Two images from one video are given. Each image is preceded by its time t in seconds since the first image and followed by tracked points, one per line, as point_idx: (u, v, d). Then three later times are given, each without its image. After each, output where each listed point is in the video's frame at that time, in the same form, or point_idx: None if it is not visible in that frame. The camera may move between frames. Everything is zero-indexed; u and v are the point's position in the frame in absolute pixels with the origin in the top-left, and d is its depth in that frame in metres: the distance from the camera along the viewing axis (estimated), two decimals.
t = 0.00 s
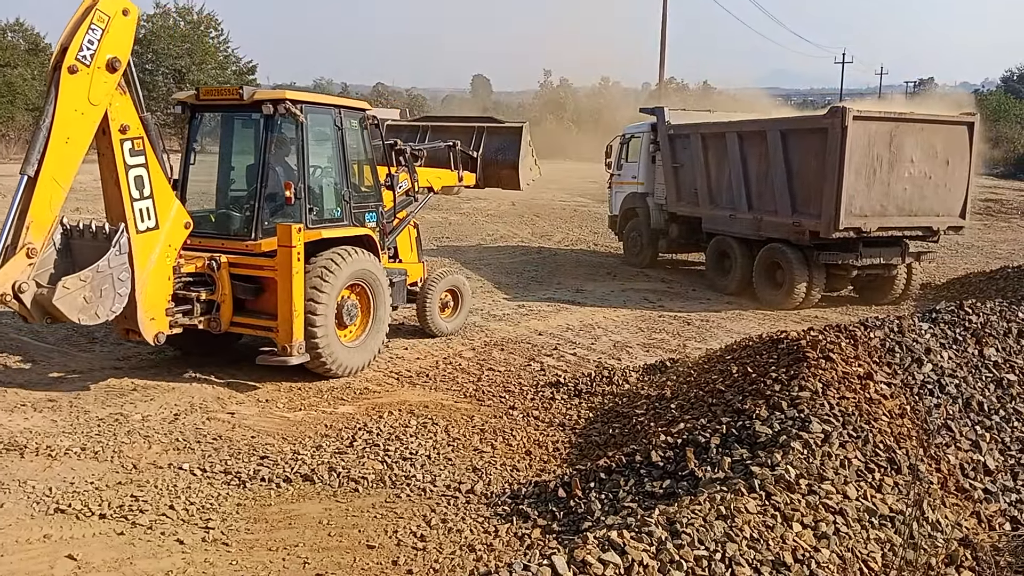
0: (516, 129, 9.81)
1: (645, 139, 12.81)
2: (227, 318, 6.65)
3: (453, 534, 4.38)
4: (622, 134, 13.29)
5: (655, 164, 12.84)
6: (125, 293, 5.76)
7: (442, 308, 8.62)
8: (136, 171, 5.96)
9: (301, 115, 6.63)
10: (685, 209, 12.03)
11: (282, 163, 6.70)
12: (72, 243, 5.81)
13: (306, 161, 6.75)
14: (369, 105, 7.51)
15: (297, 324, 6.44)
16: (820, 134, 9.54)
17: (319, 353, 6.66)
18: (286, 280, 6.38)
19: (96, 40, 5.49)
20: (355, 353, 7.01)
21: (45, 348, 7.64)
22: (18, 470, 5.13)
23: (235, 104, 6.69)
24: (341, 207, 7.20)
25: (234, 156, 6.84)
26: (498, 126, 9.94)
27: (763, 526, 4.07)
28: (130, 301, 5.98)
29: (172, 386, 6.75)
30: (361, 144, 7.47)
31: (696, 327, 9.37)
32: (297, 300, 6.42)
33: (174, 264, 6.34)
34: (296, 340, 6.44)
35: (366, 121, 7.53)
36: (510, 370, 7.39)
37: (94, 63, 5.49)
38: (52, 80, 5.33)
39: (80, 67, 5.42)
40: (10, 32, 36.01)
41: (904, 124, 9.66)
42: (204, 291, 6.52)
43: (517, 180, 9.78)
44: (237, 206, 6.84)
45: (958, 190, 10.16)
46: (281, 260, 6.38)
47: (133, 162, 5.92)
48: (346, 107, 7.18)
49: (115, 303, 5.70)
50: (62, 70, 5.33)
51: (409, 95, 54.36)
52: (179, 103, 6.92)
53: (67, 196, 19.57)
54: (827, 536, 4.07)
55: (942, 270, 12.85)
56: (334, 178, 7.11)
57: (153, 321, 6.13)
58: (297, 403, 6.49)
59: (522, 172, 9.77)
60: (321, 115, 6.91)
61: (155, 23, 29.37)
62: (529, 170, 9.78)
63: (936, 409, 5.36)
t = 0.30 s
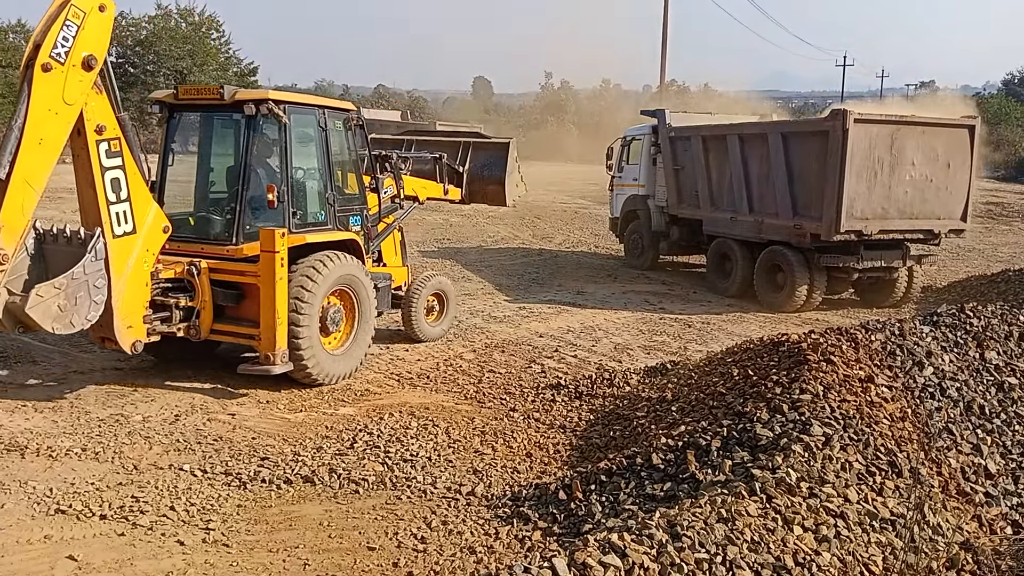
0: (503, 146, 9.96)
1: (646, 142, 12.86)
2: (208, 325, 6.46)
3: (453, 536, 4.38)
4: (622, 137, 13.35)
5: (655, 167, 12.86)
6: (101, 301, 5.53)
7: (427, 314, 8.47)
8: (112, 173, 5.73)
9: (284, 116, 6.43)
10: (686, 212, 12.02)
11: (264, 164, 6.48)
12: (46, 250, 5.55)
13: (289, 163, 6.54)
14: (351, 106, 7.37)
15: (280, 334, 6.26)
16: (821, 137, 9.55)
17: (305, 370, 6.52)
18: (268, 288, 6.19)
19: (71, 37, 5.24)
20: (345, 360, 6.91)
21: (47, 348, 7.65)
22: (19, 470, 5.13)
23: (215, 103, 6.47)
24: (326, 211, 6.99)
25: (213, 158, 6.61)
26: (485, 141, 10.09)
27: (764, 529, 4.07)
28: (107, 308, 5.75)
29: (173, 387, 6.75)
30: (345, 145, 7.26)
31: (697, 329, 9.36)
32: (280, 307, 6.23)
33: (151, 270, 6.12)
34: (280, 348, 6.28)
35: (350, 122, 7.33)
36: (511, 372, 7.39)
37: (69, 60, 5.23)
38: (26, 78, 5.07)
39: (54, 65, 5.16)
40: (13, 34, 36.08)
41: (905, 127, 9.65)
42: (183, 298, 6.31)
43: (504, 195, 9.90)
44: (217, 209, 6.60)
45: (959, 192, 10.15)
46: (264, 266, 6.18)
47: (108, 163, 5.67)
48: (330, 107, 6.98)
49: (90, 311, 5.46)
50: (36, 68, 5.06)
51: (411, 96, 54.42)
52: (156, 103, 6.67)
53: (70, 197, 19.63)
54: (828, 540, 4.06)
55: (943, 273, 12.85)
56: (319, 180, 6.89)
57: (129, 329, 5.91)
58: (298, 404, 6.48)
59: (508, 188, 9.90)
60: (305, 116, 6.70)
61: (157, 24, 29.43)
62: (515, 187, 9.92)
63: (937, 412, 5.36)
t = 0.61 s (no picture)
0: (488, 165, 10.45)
1: (649, 146, 12.87)
2: (189, 334, 6.27)
3: (454, 541, 4.38)
4: (623, 142, 13.36)
5: (658, 171, 12.87)
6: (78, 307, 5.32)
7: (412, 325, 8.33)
8: (91, 175, 5.51)
9: (269, 118, 6.31)
10: (688, 217, 12.04)
11: (248, 167, 6.36)
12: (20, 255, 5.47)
13: (275, 166, 6.43)
14: (338, 108, 7.25)
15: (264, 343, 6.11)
16: (823, 142, 9.55)
17: (289, 379, 6.35)
18: (252, 296, 6.05)
19: (49, 33, 5.04)
20: (331, 370, 6.73)
21: (49, 352, 7.67)
22: (20, 474, 5.13)
23: (198, 104, 6.33)
24: (311, 215, 6.89)
25: (195, 160, 6.47)
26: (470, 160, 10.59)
27: (765, 534, 4.06)
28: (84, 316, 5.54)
29: (173, 391, 6.75)
30: (331, 148, 7.15)
31: (698, 334, 9.36)
32: (264, 316, 6.08)
33: (131, 276, 5.91)
34: (264, 357, 6.13)
35: (336, 125, 7.22)
36: (512, 376, 7.39)
37: (47, 57, 5.02)
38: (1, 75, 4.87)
39: (31, 62, 4.95)
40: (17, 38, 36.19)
41: (907, 132, 9.66)
42: (164, 305, 6.12)
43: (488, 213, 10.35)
44: (199, 213, 6.47)
45: (961, 198, 10.15)
46: (247, 273, 6.04)
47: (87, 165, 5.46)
48: (317, 108, 6.87)
49: (66, 318, 5.25)
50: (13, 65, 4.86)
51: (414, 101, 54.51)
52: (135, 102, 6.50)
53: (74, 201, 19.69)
54: (829, 545, 4.06)
55: (945, 278, 12.84)
56: (303, 184, 6.80)
57: (107, 338, 5.71)
58: (299, 408, 6.49)
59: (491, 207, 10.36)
60: (291, 118, 6.59)
61: (161, 28, 29.51)
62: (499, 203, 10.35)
63: (939, 418, 5.36)
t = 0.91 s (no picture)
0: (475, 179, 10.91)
1: (652, 150, 12.85)
2: (170, 343, 6.13)
3: (455, 544, 4.38)
4: (626, 145, 13.36)
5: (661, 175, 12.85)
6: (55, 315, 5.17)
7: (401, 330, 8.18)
8: (68, 180, 5.40)
9: (252, 118, 6.21)
10: (691, 220, 12.04)
11: (230, 170, 6.25)
12: None
13: (258, 169, 6.32)
14: (324, 109, 7.12)
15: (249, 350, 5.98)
16: (827, 146, 9.55)
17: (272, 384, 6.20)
18: (235, 303, 5.92)
19: (23, 30, 4.81)
20: (314, 379, 6.56)
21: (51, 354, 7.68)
22: (22, 475, 5.14)
23: (178, 104, 6.22)
24: (297, 219, 6.77)
25: (175, 163, 6.35)
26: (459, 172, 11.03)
27: (767, 538, 4.06)
28: (61, 325, 5.44)
29: (175, 393, 6.76)
30: (316, 150, 7.04)
31: (701, 338, 9.36)
32: (249, 322, 5.96)
33: (110, 283, 5.80)
34: (249, 366, 5.99)
35: (322, 126, 7.10)
36: (515, 379, 7.39)
37: (20, 55, 4.80)
38: None
39: (4, 61, 4.74)
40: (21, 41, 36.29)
41: (910, 137, 9.67)
42: (144, 313, 6.00)
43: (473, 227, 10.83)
44: (180, 218, 6.36)
45: (964, 202, 10.13)
46: (231, 279, 5.91)
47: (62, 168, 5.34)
48: (301, 109, 6.75)
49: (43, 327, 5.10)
50: None
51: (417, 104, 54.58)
52: (114, 103, 6.37)
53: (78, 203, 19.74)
54: (832, 550, 4.05)
55: (948, 282, 12.82)
56: (288, 187, 6.69)
57: (86, 348, 5.60)
58: (301, 410, 6.49)
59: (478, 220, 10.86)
60: (274, 119, 6.48)
61: (165, 30, 29.54)
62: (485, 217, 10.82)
63: (942, 422, 5.35)
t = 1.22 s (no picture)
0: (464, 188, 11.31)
1: (655, 149, 12.84)
2: (149, 346, 6.04)
3: (458, 542, 4.38)
4: (629, 145, 13.35)
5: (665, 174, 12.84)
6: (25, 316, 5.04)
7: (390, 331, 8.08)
8: (40, 177, 5.27)
9: (231, 113, 6.16)
10: (694, 220, 12.04)
11: (211, 167, 6.21)
12: None
13: (238, 166, 6.29)
14: (307, 104, 7.12)
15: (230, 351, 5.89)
16: (831, 146, 9.53)
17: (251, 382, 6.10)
18: (216, 304, 5.84)
19: None
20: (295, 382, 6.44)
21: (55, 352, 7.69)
22: (26, 472, 5.15)
23: (156, 100, 6.14)
24: (280, 216, 6.75)
25: (151, 161, 6.28)
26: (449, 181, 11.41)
27: (770, 537, 4.05)
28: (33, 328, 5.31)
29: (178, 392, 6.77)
30: (298, 146, 7.02)
31: (704, 337, 9.34)
32: (230, 324, 5.88)
33: (84, 284, 5.69)
34: (230, 369, 5.91)
35: (304, 121, 7.09)
36: (518, 378, 7.39)
37: None
38: None
39: None
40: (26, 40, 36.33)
41: (914, 136, 9.66)
42: (121, 315, 5.91)
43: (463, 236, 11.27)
44: (158, 216, 6.28)
45: (968, 202, 10.11)
46: (212, 279, 5.83)
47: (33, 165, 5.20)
48: (282, 104, 6.73)
49: (14, 329, 4.98)
50: None
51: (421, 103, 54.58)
52: (89, 99, 6.28)
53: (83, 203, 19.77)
54: (835, 549, 4.04)
55: (951, 282, 12.80)
56: (269, 184, 6.67)
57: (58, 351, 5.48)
58: (304, 409, 6.50)
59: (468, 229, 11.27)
60: (255, 115, 6.46)
61: (170, 29, 29.55)
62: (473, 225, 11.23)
63: (945, 422, 5.34)
